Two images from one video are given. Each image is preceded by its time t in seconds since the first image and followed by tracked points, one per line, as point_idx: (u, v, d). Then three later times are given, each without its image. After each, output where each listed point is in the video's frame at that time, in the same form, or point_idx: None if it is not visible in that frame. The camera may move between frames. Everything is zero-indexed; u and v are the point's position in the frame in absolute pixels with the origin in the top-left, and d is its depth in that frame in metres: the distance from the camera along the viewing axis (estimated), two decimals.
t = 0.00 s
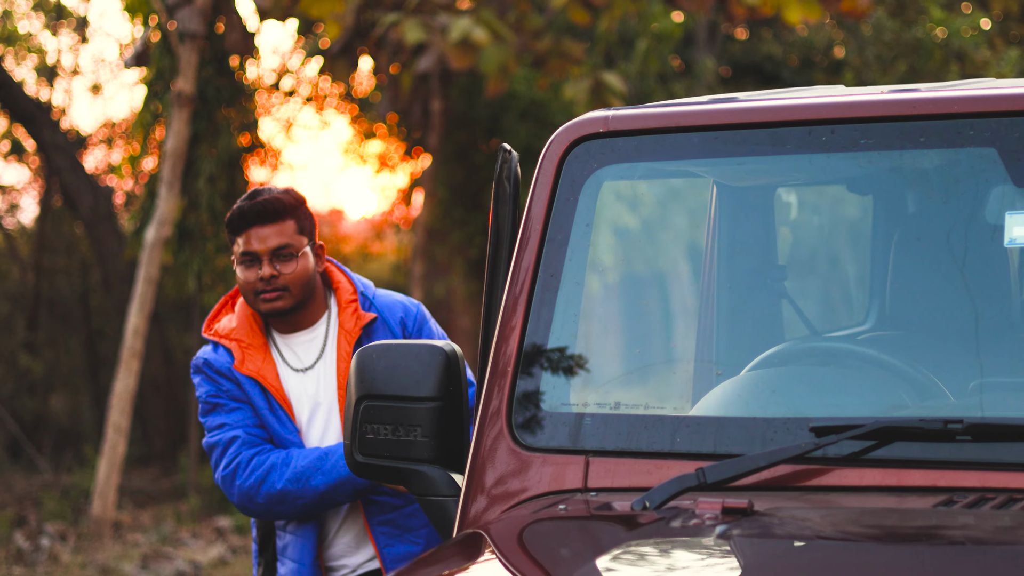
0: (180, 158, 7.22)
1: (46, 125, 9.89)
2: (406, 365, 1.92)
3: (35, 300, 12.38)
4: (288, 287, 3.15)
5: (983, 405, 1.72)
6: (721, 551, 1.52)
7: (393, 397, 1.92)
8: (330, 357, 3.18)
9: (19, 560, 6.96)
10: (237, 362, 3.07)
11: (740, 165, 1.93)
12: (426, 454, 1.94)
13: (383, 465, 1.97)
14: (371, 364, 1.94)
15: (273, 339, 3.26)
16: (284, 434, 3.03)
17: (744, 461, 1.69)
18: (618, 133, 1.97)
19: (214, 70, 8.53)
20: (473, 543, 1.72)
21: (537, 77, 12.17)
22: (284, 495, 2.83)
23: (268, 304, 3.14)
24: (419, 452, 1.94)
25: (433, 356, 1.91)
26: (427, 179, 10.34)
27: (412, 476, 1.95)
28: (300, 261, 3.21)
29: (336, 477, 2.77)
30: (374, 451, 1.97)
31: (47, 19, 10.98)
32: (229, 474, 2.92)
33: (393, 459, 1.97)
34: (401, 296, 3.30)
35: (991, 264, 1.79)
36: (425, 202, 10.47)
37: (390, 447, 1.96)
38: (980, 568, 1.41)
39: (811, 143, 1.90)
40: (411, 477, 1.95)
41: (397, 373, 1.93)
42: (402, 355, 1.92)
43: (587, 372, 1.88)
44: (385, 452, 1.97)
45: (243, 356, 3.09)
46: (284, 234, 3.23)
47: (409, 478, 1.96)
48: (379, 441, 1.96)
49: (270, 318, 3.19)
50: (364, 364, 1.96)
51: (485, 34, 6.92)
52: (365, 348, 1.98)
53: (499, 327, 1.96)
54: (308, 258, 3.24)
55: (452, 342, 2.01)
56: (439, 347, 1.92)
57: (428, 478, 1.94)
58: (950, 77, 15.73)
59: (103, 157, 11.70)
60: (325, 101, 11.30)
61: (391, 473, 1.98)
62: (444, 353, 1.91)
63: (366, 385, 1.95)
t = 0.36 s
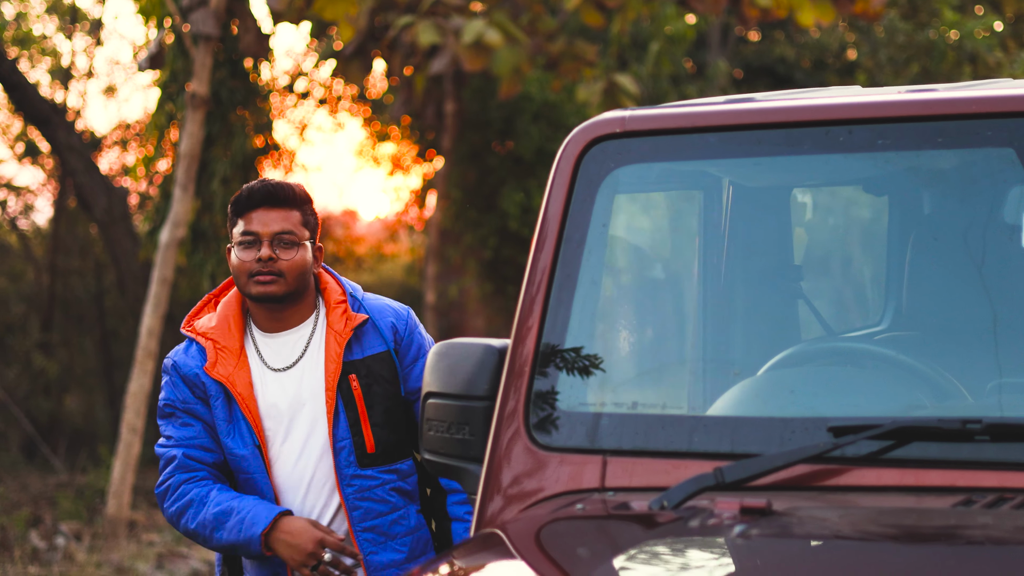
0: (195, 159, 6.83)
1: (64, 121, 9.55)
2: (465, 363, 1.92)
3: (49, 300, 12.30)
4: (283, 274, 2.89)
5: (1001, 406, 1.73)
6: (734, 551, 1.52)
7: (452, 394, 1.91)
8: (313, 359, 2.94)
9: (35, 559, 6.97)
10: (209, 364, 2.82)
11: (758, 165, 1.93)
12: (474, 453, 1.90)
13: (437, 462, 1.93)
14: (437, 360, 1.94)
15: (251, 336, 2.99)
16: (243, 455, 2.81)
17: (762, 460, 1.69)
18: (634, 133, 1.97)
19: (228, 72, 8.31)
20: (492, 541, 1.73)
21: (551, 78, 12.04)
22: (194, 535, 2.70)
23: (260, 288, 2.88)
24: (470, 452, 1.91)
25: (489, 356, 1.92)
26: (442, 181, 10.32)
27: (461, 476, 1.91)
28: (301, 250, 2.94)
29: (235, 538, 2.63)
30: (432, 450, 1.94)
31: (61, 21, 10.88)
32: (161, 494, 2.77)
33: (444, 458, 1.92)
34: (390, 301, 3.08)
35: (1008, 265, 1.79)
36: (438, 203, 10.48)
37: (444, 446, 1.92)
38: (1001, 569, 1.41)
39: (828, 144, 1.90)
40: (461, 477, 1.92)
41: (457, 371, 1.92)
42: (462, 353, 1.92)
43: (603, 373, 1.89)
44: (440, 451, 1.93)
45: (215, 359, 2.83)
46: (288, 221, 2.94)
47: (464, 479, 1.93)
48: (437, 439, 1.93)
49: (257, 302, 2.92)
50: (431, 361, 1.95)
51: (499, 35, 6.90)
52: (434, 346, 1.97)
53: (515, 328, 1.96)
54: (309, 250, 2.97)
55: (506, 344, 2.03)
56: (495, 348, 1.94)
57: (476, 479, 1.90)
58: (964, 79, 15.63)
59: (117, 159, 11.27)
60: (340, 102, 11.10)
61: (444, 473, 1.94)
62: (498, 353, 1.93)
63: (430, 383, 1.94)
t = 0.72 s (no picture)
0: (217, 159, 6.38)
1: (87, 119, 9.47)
2: (492, 362, 1.92)
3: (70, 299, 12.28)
4: (292, 280, 2.84)
5: None
6: (754, 552, 1.51)
7: (480, 394, 1.92)
8: (303, 382, 2.83)
9: (57, 557, 6.99)
10: (189, 355, 2.81)
11: (785, 165, 1.93)
12: (501, 453, 1.91)
13: (465, 461, 1.94)
14: (465, 361, 1.94)
15: (253, 339, 2.94)
16: (182, 460, 2.77)
17: (790, 460, 1.69)
18: (660, 133, 1.97)
19: (249, 73, 8.23)
20: (517, 541, 1.72)
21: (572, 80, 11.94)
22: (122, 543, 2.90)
23: (264, 286, 2.82)
24: (498, 451, 1.91)
25: (514, 354, 1.92)
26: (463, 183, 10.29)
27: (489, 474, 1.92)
28: (321, 265, 2.89)
29: None
30: (460, 448, 1.95)
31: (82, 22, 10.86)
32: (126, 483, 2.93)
33: (472, 456, 1.94)
34: (406, 337, 2.93)
35: None
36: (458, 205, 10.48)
37: (472, 445, 1.93)
38: None
39: (856, 143, 1.89)
40: (489, 474, 1.93)
41: (486, 370, 1.92)
42: (491, 353, 1.93)
43: (627, 373, 1.89)
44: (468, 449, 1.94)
45: (195, 354, 2.82)
46: (318, 231, 2.90)
47: (490, 477, 1.94)
48: (465, 437, 1.94)
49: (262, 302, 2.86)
50: (458, 360, 1.96)
51: (520, 36, 6.88)
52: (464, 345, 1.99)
53: (541, 328, 1.96)
54: (330, 268, 2.91)
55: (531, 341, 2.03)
56: (521, 346, 1.94)
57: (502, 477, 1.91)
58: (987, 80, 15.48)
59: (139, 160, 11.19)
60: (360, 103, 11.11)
61: (472, 471, 1.95)
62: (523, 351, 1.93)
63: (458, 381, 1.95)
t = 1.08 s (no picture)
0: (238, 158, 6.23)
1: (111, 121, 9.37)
2: (518, 362, 1.95)
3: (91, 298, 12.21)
4: (273, 274, 2.63)
5: None
6: (774, 550, 1.51)
7: (505, 392, 1.95)
8: (274, 369, 2.64)
9: (79, 556, 6.99)
10: (166, 329, 2.71)
11: (813, 162, 1.92)
12: (527, 450, 1.95)
13: (494, 457, 1.99)
14: (491, 359, 1.98)
15: (240, 322, 2.77)
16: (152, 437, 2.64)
17: (820, 458, 1.68)
18: (688, 130, 1.97)
19: (269, 72, 8.03)
20: (545, 539, 1.72)
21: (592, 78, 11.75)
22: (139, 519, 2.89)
23: (244, 281, 2.62)
24: (523, 449, 1.95)
25: (542, 353, 1.95)
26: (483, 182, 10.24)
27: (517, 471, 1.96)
28: (303, 252, 2.68)
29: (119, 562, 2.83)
30: (488, 444, 2.00)
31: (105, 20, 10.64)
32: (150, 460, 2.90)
33: (500, 453, 1.98)
34: (389, 326, 2.71)
35: None
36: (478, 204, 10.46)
37: (500, 441, 1.98)
38: None
39: (884, 140, 1.89)
40: (516, 470, 1.98)
41: (511, 369, 1.95)
42: (516, 352, 1.96)
43: (652, 372, 1.89)
44: (496, 446, 1.99)
45: (175, 327, 2.73)
46: (297, 218, 2.68)
47: (516, 472, 2.00)
48: (493, 433, 1.99)
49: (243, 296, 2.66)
50: (485, 358, 2.00)
51: (540, 34, 6.83)
52: (491, 342, 2.02)
53: (568, 327, 1.96)
54: (314, 254, 2.71)
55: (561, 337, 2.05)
56: (548, 344, 1.96)
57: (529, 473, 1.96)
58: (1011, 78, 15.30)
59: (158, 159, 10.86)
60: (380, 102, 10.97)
61: (500, 466, 2.00)
62: (551, 350, 1.95)
63: (484, 379, 1.99)
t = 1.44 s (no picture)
0: (264, 154, 6.17)
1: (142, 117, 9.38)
2: (551, 354, 1.96)
3: (118, 294, 12.22)
4: (205, 308, 2.55)
5: None
6: (800, 543, 1.51)
7: (538, 384, 1.96)
8: (221, 391, 2.60)
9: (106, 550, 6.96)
10: (109, 363, 2.66)
11: (846, 156, 1.92)
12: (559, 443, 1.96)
13: (525, 450, 1.98)
14: (523, 352, 1.98)
15: (184, 344, 2.71)
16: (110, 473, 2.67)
17: (853, 451, 1.68)
18: (720, 123, 1.98)
19: (296, 68, 8.13)
20: (575, 533, 1.73)
21: (618, 74, 11.70)
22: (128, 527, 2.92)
23: (179, 324, 2.54)
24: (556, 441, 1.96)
25: (574, 346, 1.97)
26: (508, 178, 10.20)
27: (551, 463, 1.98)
28: (227, 274, 2.59)
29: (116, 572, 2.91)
30: (520, 439, 1.99)
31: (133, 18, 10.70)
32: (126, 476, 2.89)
33: (532, 446, 1.98)
34: (336, 330, 2.68)
35: None
36: (504, 200, 10.42)
37: (532, 435, 1.98)
38: None
39: (918, 133, 1.88)
40: (548, 463, 1.99)
41: (543, 361, 1.96)
42: (548, 345, 1.97)
43: (682, 366, 1.90)
44: (528, 439, 1.98)
45: (118, 360, 2.68)
46: (209, 243, 2.57)
47: (548, 466, 2.00)
48: (524, 428, 1.98)
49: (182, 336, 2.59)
50: (516, 351, 2.00)
51: (566, 30, 6.80)
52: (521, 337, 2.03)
53: (599, 322, 1.97)
54: (240, 269, 2.62)
55: (591, 332, 2.06)
56: (580, 338, 1.98)
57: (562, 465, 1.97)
58: None
59: (185, 155, 10.87)
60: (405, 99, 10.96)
61: (531, 460, 2.00)
62: (583, 343, 1.98)
63: (517, 371, 1.99)
